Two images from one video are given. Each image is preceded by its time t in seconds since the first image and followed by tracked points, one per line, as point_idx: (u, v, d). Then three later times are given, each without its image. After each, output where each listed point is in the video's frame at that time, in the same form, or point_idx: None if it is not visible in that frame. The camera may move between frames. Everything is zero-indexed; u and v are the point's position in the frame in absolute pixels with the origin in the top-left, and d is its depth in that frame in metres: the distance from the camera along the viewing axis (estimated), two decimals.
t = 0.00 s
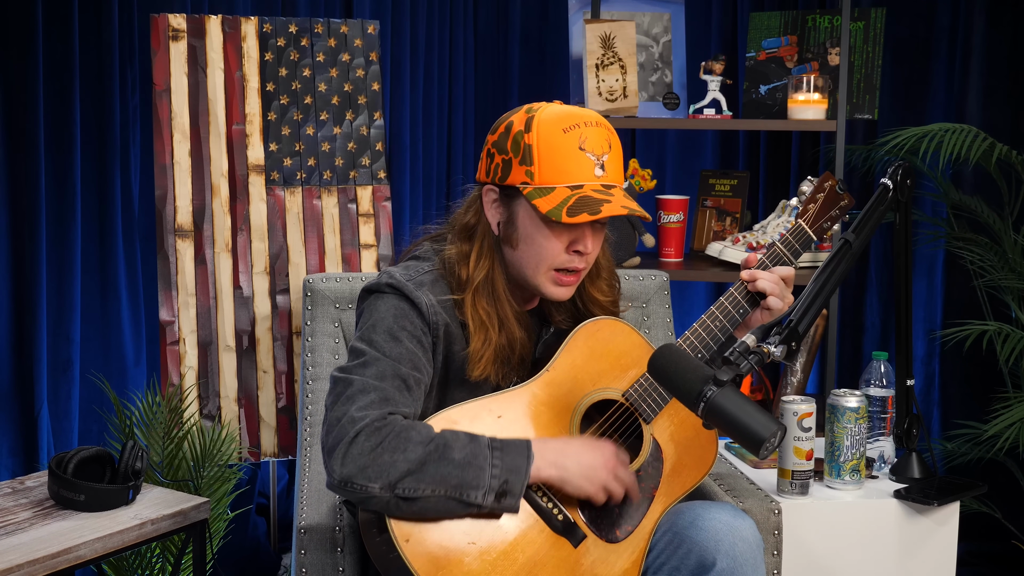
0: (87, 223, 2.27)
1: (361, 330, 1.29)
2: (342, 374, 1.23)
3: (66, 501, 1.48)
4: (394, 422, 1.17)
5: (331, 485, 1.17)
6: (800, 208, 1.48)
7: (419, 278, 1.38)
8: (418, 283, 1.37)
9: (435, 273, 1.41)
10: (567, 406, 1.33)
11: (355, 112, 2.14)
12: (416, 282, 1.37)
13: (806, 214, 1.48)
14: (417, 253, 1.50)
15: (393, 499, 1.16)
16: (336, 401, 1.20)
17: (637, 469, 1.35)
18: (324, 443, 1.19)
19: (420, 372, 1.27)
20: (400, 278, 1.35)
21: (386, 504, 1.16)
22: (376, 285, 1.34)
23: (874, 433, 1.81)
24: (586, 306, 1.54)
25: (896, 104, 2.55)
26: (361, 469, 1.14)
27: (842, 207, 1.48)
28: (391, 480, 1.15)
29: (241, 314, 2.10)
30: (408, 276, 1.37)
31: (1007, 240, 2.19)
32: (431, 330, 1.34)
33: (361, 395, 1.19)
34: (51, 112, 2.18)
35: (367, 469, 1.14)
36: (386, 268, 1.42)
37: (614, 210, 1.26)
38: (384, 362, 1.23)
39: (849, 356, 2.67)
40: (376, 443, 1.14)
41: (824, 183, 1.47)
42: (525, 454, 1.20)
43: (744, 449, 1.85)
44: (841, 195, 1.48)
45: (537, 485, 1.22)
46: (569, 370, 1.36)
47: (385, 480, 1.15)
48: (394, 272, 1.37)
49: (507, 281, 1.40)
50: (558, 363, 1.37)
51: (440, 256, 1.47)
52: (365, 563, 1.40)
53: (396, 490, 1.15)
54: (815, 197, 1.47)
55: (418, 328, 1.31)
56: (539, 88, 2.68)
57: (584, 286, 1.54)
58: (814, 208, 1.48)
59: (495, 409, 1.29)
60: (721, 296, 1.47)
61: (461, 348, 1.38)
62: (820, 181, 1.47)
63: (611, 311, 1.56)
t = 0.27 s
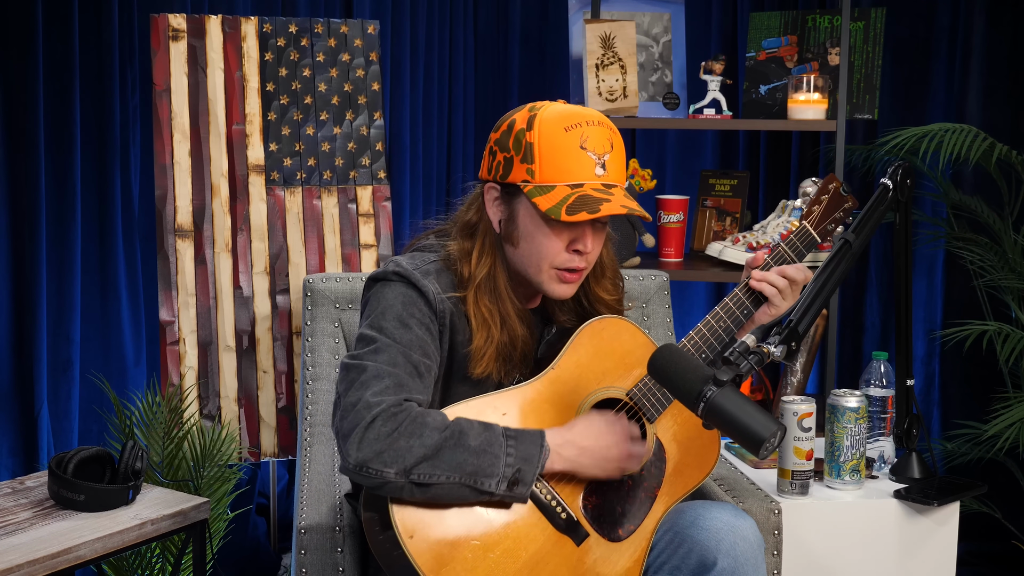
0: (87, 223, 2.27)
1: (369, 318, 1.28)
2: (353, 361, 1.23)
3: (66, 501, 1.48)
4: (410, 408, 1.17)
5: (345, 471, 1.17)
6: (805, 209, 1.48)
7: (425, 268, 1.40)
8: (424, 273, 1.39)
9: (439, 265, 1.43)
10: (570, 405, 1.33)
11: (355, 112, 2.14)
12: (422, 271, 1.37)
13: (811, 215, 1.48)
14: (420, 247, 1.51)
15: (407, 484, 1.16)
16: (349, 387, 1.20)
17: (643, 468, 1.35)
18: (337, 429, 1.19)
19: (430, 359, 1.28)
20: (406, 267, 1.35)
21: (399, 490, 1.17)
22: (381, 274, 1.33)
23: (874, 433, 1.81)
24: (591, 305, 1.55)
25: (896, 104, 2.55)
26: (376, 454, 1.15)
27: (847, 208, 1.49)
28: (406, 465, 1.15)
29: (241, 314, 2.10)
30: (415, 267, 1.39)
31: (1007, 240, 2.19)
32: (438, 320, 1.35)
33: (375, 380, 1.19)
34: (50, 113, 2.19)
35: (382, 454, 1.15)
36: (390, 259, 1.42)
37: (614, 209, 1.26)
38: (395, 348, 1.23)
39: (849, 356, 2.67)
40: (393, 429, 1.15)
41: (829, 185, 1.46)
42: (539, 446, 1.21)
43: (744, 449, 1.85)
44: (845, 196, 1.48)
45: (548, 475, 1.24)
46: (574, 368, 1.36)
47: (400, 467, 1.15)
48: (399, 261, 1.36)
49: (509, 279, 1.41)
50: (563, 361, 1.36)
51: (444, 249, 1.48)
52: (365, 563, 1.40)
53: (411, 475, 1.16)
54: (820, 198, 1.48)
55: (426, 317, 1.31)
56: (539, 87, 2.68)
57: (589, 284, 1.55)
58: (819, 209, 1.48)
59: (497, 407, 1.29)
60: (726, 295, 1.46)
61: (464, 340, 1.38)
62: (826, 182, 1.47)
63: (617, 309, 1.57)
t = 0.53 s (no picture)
0: (87, 223, 2.27)
1: (367, 317, 1.29)
2: (347, 362, 1.23)
3: (66, 501, 1.48)
4: (398, 409, 1.17)
5: (336, 473, 1.18)
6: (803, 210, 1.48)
7: (425, 268, 1.41)
8: (424, 273, 1.39)
9: (439, 265, 1.43)
10: (567, 405, 1.34)
11: (355, 111, 2.14)
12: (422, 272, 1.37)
13: (808, 216, 1.48)
14: (424, 246, 1.51)
15: (397, 486, 1.16)
16: (341, 388, 1.21)
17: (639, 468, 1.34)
18: (329, 431, 1.19)
19: (426, 360, 1.27)
20: (406, 267, 1.35)
21: (391, 491, 1.17)
22: (381, 274, 1.33)
23: (873, 433, 1.81)
24: (590, 307, 1.55)
25: (896, 104, 2.55)
26: (365, 456, 1.15)
27: (845, 210, 1.48)
28: (395, 467, 1.15)
29: (241, 314, 2.10)
30: (414, 267, 1.39)
31: (1007, 240, 2.19)
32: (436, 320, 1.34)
33: (365, 382, 1.19)
34: (50, 113, 2.19)
35: (370, 457, 1.15)
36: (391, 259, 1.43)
37: (616, 211, 1.26)
38: (389, 350, 1.23)
39: (849, 356, 2.67)
40: (380, 431, 1.15)
41: (827, 185, 1.46)
42: (534, 464, 1.20)
43: (744, 449, 1.85)
44: (843, 197, 1.48)
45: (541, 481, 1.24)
46: (571, 369, 1.36)
47: (389, 468, 1.15)
48: (399, 261, 1.37)
49: (510, 279, 1.40)
50: (561, 361, 1.36)
51: (446, 250, 1.48)
52: (365, 563, 1.40)
53: (400, 477, 1.16)
54: (818, 199, 1.47)
55: (423, 317, 1.31)
56: (539, 87, 2.68)
57: (589, 287, 1.55)
58: (816, 210, 1.48)
59: (497, 407, 1.29)
60: (723, 296, 1.47)
61: (463, 340, 1.38)
62: (823, 183, 1.46)
63: (615, 312, 1.57)
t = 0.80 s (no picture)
0: (87, 223, 2.27)
1: (368, 316, 1.29)
2: (349, 360, 1.23)
3: (66, 501, 1.48)
4: (404, 408, 1.17)
5: (340, 472, 1.18)
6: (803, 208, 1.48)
7: (425, 267, 1.40)
8: (424, 272, 1.39)
9: (439, 264, 1.43)
10: (569, 404, 1.34)
11: (355, 112, 2.14)
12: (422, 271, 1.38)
13: (808, 214, 1.48)
14: (423, 245, 1.51)
15: (403, 485, 1.17)
16: (344, 387, 1.21)
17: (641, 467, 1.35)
18: (332, 430, 1.19)
19: (427, 359, 1.28)
20: (407, 266, 1.35)
21: (396, 490, 1.17)
22: (381, 273, 1.34)
23: (873, 433, 1.81)
24: (591, 304, 1.55)
25: (896, 104, 2.56)
26: (370, 455, 1.15)
27: (844, 208, 1.48)
28: (400, 467, 1.16)
29: (241, 314, 2.10)
30: (414, 266, 1.39)
31: (1007, 240, 2.19)
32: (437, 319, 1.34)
33: (369, 380, 1.19)
34: (50, 113, 2.18)
35: (376, 456, 1.15)
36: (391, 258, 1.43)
37: (614, 207, 1.26)
38: (392, 348, 1.23)
39: (849, 355, 2.67)
40: (386, 430, 1.15)
41: (827, 184, 1.47)
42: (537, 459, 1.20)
43: (744, 449, 1.85)
44: (843, 196, 1.48)
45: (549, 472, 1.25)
46: (573, 368, 1.36)
47: (394, 468, 1.16)
48: (400, 260, 1.37)
49: (509, 278, 1.41)
50: (562, 360, 1.36)
51: (445, 247, 1.48)
52: (365, 563, 1.40)
53: (406, 477, 1.16)
54: (818, 198, 1.48)
55: (424, 316, 1.31)
56: (539, 87, 2.68)
57: (590, 284, 1.55)
58: (816, 208, 1.48)
59: (497, 406, 1.29)
60: (725, 295, 1.47)
61: (464, 339, 1.38)
62: (823, 181, 1.47)
63: (617, 308, 1.57)
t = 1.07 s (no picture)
0: (87, 223, 2.27)
1: (363, 320, 1.29)
2: (340, 365, 1.22)
3: (66, 501, 1.48)
4: (390, 417, 1.15)
5: (327, 479, 1.17)
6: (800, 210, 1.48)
7: (422, 271, 1.40)
8: (422, 276, 1.38)
9: (438, 268, 1.43)
10: (566, 405, 1.33)
11: (355, 111, 2.14)
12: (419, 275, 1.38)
13: (805, 216, 1.48)
14: (422, 248, 1.51)
15: (386, 496, 1.15)
16: (333, 392, 1.20)
17: (638, 468, 1.35)
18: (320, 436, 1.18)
19: (419, 365, 1.27)
20: (404, 270, 1.35)
21: (380, 500, 1.15)
22: (380, 276, 1.34)
23: (873, 433, 1.81)
24: (590, 307, 1.55)
25: (896, 104, 2.55)
26: (355, 465, 1.13)
27: (842, 210, 1.48)
28: (385, 478, 1.14)
29: (241, 314, 2.10)
30: (412, 270, 1.38)
31: (1007, 240, 2.19)
32: (432, 323, 1.34)
33: (357, 386, 1.18)
34: (50, 113, 2.18)
35: (361, 466, 1.13)
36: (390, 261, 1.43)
37: (615, 210, 1.25)
38: (383, 353, 1.23)
39: (849, 356, 2.67)
40: (371, 440, 1.13)
41: (824, 186, 1.47)
42: (528, 469, 1.17)
43: (744, 450, 1.85)
44: (841, 198, 1.48)
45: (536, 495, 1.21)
46: (569, 369, 1.36)
47: (379, 479, 1.14)
48: (398, 264, 1.37)
49: (509, 281, 1.41)
50: (558, 362, 1.37)
51: (444, 251, 1.48)
52: (365, 563, 1.40)
53: (389, 489, 1.14)
54: (815, 199, 1.47)
55: (419, 321, 1.30)
56: (539, 87, 2.68)
57: (588, 289, 1.55)
58: (814, 210, 1.48)
59: (495, 407, 1.29)
60: (721, 296, 1.47)
61: (461, 343, 1.38)
62: (820, 184, 1.47)
63: (615, 313, 1.57)
